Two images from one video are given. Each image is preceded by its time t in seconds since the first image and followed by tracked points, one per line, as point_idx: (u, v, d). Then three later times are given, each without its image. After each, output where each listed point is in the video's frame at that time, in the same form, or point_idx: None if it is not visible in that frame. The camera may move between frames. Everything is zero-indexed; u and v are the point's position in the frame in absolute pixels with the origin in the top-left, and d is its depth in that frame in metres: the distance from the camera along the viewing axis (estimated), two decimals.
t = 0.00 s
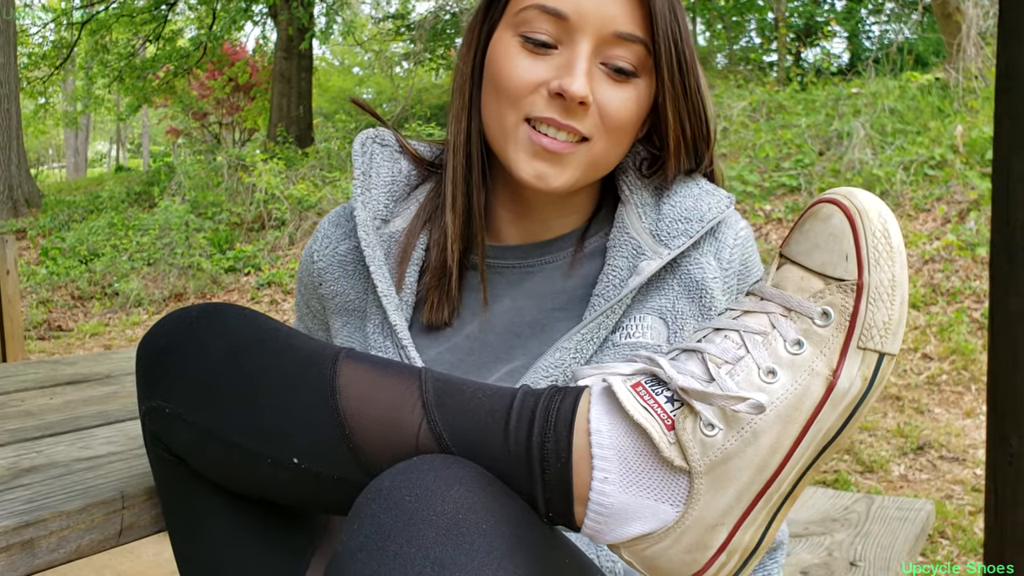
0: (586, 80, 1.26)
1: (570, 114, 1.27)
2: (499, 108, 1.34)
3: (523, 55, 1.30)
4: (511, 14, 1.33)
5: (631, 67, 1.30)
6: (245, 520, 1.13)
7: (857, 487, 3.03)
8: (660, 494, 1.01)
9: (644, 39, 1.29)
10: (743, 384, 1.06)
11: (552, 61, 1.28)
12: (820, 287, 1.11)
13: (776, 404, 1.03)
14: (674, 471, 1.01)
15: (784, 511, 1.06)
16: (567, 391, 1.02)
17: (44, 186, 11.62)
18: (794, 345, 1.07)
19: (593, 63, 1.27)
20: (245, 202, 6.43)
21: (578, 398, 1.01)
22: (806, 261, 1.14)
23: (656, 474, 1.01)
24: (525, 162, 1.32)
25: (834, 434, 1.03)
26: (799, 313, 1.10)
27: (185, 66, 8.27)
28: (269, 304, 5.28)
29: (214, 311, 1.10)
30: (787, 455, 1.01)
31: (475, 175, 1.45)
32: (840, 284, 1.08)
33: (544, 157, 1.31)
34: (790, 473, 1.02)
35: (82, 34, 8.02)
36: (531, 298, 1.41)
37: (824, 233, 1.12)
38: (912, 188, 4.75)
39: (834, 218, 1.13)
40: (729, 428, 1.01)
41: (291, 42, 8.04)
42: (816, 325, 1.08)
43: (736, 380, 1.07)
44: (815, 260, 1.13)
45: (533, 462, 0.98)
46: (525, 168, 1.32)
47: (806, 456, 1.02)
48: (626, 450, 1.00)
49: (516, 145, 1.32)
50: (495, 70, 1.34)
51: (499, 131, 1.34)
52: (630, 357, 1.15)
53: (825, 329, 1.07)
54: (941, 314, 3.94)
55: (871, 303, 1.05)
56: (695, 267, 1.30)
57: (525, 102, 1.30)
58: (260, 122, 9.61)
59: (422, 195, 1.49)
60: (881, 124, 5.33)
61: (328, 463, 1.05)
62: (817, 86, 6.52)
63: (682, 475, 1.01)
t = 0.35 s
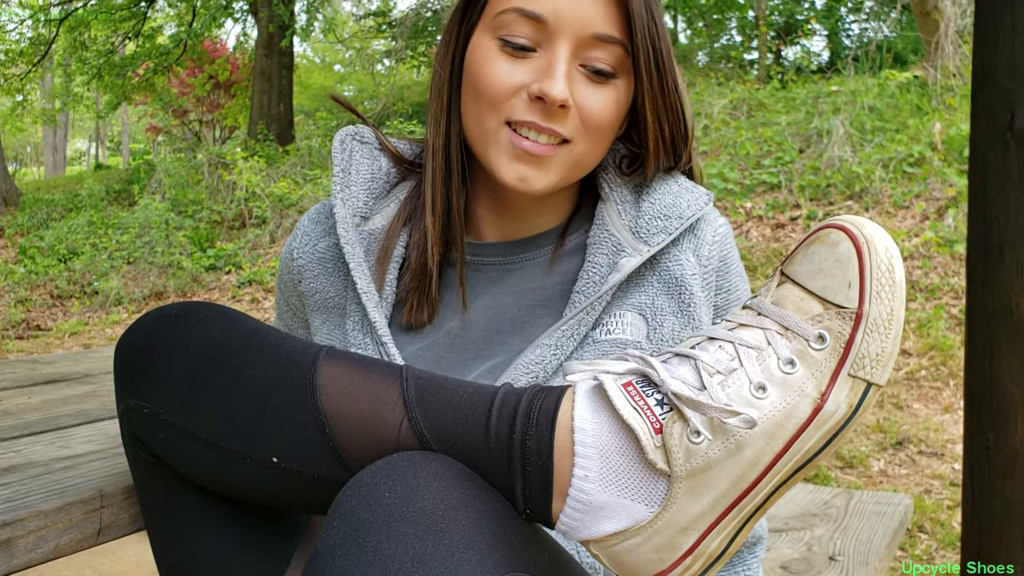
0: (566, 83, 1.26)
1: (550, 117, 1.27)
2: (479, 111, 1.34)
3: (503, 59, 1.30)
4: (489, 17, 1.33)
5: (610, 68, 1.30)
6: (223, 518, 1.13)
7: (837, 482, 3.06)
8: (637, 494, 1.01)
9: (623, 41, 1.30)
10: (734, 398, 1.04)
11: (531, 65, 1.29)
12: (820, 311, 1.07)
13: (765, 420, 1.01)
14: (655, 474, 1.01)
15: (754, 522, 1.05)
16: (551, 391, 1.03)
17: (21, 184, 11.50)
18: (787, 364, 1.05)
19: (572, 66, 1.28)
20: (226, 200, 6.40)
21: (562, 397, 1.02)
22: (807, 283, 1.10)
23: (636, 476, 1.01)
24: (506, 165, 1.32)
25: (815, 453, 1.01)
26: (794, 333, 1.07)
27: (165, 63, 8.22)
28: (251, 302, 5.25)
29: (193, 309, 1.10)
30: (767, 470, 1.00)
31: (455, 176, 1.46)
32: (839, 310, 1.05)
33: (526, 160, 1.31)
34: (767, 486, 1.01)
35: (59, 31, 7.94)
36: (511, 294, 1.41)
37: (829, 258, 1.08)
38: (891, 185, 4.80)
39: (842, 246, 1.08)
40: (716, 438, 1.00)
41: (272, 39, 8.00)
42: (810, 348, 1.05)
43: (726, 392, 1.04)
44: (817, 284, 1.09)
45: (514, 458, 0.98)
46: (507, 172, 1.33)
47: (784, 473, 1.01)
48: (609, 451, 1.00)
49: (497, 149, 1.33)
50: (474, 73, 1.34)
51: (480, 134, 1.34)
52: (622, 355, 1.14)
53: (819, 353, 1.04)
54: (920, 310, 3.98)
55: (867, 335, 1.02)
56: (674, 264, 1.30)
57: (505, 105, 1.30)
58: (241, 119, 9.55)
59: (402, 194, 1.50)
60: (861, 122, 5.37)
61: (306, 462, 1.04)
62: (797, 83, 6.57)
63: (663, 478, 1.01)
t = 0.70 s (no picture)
0: (548, 81, 1.27)
1: (533, 115, 1.28)
2: (462, 110, 1.34)
3: (485, 57, 1.31)
4: (470, 16, 1.33)
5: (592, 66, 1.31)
6: (207, 516, 1.13)
7: (824, 475, 3.08)
8: (615, 491, 1.02)
9: (604, 38, 1.30)
10: (705, 391, 1.05)
11: (514, 62, 1.29)
12: (786, 301, 1.08)
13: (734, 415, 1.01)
14: (630, 469, 1.02)
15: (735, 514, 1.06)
16: (530, 387, 1.04)
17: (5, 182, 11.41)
18: (756, 356, 1.06)
19: (554, 64, 1.28)
20: (213, 197, 6.39)
21: (540, 394, 1.03)
22: (773, 275, 1.11)
23: (613, 471, 1.02)
24: (490, 162, 1.33)
25: (789, 444, 1.02)
26: (764, 327, 1.08)
27: (151, 59, 8.18)
28: (238, 300, 5.24)
29: (177, 308, 1.10)
30: (740, 462, 1.01)
31: (439, 173, 1.47)
32: (803, 299, 1.06)
33: (509, 157, 1.32)
34: (743, 478, 1.02)
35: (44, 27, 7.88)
36: (494, 290, 1.42)
37: (793, 249, 1.09)
38: (876, 179, 4.83)
39: (802, 234, 1.09)
40: (687, 431, 1.01)
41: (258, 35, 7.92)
42: (778, 340, 1.06)
43: (697, 385, 1.06)
44: (782, 276, 1.10)
45: (494, 454, 0.99)
46: (490, 169, 1.33)
47: (758, 463, 1.02)
48: (587, 447, 1.01)
49: (480, 146, 1.33)
50: (457, 71, 1.34)
51: (463, 131, 1.35)
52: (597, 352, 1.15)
53: (787, 344, 1.05)
54: (906, 304, 4.01)
55: (833, 321, 1.02)
56: (656, 259, 1.31)
57: (488, 103, 1.30)
58: (228, 116, 9.50)
59: (385, 191, 1.50)
60: (847, 117, 5.40)
61: (289, 458, 1.05)
62: (784, 79, 6.59)
63: (638, 474, 1.02)
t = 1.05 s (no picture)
0: (544, 82, 1.27)
1: (528, 115, 1.29)
2: (458, 109, 1.35)
3: (481, 58, 1.31)
4: (466, 16, 1.34)
5: (588, 66, 1.31)
6: (204, 512, 1.13)
7: (822, 473, 3.09)
8: (609, 487, 1.03)
9: (600, 39, 1.30)
10: (685, 380, 1.05)
11: (509, 63, 1.30)
12: (752, 283, 1.08)
13: (715, 402, 1.02)
14: (620, 465, 1.03)
15: (733, 497, 1.08)
16: (520, 383, 1.04)
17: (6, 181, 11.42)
18: (733, 343, 1.06)
19: (550, 65, 1.29)
20: (212, 195, 6.40)
21: (531, 389, 1.03)
22: (735, 257, 1.11)
23: (604, 467, 1.02)
24: (486, 162, 1.34)
25: (775, 424, 1.03)
26: (736, 313, 1.08)
27: (150, 58, 8.19)
28: (238, 298, 5.25)
29: (175, 307, 1.11)
30: (728, 448, 1.02)
31: (436, 173, 1.47)
32: (768, 279, 1.06)
33: (505, 157, 1.32)
34: (734, 464, 1.03)
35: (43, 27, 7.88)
36: (490, 288, 1.43)
37: (751, 230, 1.09)
38: (875, 177, 4.83)
39: (758, 214, 1.09)
40: (672, 424, 1.02)
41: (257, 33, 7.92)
42: (750, 323, 1.06)
43: (677, 375, 1.06)
44: (744, 258, 1.10)
45: (487, 450, 1.00)
46: (486, 169, 1.34)
47: (747, 447, 1.03)
48: (577, 444, 1.01)
49: (476, 146, 1.34)
50: (453, 72, 1.35)
51: (459, 131, 1.35)
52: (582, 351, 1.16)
53: (758, 326, 1.05)
54: (905, 301, 4.02)
55: (800, 297, 1.02)
56: (651, 257, 1.32)
57: (484, 104, 1.31)
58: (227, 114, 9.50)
59: (382, 190, 1.51)
60: (846, 115, 5.40)
61: (285, 455, 1.05)
62: (783, 76, 6.59)
63: (629, 470, 1.03)
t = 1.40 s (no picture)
0: (539, 85, 1.28)
1: (524, 118, 1.30)
2: (455, 112, 1.36)
3: (477, 61, 1.32)
4: (463, 20, 1.34)
5: (583, 69, 1.32)
6: (205, 509, 1.14)
7: (820, 471, 3.10)
8: (605, 481, 1.04)
9: (595, 42, 1.31)
10: (675, 371, 1.07)
11: (505, 66, 1.30)
12: (740, 271, 1.10)
13: (706, 389, 1.03)
14: (616, 458, 1.04)
15: (730, 486, 1.08)
16: (516, 382, 1.05)
17: (5, 180, 11.42)
18: (720, 330, 1.07)
19: (546, 68, 1.30)
20: (212, 195, 6.41)
21: (527, 387, 1.04)
22: (722, 246, 1.13)
23: (602, 460, 1.03)
24: (483, 165, 1.35)
25: (767, 409, 1.03)
26: (723, 300, 1.10)
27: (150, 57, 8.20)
28: (238, 297, 5.26)
29: (176, 306, 1.11)
30: (723, 435, 1.03)
31: (434, 175, 1.48)
32: (755, 266, 1.08)
33: (502, 159, 1.34)
34: (729, 451, 1.03)
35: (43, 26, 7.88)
36: (488, 288, 1.44)
37: (737, 218, 1.11)
38: (874, 176, 4.84)
39: (744, 203, 1.11)
40: (665, 414, 1.03)
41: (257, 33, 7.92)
42: (737, 309, 1.08)
43: (667, 366, 1.08)
44: (731, 247, 1.12)
45: (484, 448, 1.01)
46: (483, 171, 1.35)
47: (742, 434, 1.03)
48: (573, 440, 1.02)
49: (473, 148, 1.35)
50: (450, 75, 1.36)
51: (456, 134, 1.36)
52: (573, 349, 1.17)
53: (746, 311, 1.07)
54: (903, 300, 4.03)
55: (786, 283, 1.04)
56: (647, 257, 1.33)
57: (480, 106, 1.32)
58: (226, 113, 9.50)
59: (381, 191, 1.52)
60: (845, 114, 5.40)
61: (286, 453, 1.06)
62: (782, 75, 6.60)
63: (625, 462, 1.04)
